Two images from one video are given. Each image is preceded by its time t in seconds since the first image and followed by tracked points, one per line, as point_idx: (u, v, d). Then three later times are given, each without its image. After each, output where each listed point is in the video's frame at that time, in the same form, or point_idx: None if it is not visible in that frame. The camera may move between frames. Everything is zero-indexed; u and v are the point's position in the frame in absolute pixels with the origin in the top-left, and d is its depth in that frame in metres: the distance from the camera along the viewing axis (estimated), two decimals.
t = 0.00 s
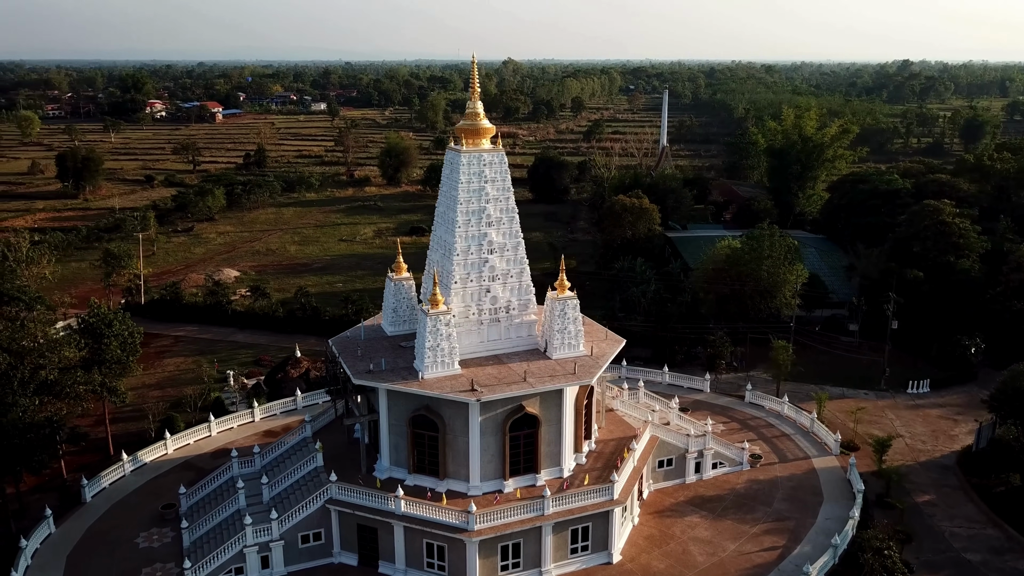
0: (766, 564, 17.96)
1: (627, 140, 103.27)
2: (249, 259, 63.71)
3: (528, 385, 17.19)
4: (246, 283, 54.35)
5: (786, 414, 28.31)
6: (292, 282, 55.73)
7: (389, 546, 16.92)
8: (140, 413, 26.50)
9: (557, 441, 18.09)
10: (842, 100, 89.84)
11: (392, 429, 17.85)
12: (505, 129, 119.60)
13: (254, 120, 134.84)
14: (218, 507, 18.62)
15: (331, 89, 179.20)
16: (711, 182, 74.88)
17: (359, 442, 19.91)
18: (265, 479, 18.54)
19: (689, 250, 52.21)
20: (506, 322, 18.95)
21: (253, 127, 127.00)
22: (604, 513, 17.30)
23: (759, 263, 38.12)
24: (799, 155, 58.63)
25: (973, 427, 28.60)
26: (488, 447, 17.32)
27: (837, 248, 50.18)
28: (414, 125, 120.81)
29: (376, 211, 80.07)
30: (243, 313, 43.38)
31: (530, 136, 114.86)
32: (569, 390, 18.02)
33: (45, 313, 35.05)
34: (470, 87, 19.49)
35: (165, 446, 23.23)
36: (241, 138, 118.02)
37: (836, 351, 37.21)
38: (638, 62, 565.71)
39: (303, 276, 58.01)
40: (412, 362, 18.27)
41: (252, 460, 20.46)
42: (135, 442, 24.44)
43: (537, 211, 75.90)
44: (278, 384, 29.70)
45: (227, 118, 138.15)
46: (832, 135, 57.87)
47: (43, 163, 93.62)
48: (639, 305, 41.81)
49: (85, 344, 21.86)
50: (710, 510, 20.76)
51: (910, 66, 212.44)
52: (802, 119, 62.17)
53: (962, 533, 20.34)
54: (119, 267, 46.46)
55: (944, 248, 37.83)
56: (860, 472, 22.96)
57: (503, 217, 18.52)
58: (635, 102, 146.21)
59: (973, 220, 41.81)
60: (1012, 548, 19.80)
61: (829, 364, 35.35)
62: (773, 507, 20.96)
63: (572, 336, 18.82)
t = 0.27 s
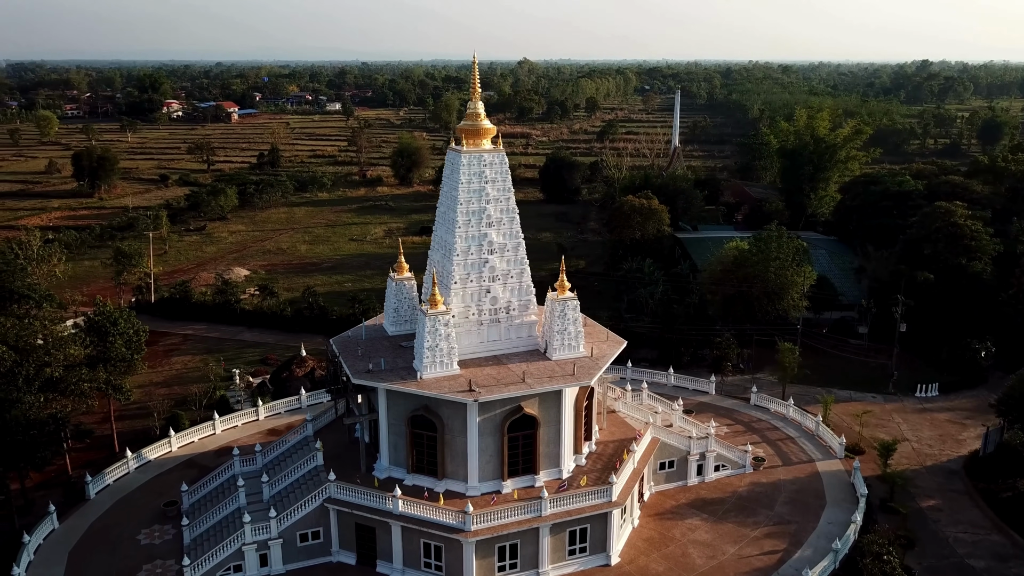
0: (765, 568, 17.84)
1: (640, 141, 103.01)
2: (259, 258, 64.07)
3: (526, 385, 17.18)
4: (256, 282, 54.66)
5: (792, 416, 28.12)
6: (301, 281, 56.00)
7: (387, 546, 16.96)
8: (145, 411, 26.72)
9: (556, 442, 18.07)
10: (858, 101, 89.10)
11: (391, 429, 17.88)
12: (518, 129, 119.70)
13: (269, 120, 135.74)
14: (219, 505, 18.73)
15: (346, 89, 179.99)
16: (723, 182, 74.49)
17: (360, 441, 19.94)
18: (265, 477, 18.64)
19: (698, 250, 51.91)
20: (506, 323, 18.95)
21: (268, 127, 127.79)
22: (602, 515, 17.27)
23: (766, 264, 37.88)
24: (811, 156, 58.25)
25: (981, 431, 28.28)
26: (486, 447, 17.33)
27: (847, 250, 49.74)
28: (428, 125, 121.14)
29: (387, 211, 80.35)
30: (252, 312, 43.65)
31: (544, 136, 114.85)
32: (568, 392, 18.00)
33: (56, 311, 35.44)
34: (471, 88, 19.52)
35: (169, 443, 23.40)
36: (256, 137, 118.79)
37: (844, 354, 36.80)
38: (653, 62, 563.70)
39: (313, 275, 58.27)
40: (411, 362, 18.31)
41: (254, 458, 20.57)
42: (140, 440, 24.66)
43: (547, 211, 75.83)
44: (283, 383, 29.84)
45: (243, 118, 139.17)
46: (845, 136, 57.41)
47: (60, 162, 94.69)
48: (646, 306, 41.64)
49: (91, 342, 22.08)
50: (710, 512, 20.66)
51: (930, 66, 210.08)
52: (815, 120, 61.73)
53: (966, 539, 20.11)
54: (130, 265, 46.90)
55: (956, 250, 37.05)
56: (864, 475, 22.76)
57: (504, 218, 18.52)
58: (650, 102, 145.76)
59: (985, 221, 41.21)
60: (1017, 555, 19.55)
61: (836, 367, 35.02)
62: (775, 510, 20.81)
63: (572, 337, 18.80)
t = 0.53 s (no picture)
0: (764, 572, 17.74)
1: (652, 141, 102.71)
2: (269, 257, 64.43)
3: (524, 386, 17.16)
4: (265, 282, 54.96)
5: (796, 419, 27.92)
6: (310, 281, 56.26)
7: (384, 545, 16.99)
8: (151, 409, 26.94)
9: (554, 442, 18.05)
10: (873, 101, 88.34)
11: (390, 429, 17.92)
12: (530, 129, 119.73)
13: (283, 120, 136.54)
14: (219, 503, 18.83)
15: (360, 89, 180.72)
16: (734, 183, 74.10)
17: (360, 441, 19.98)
18: (265, 476, 18.72)
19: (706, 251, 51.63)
20: (505, 323, 18.94)
21: (282, 127, 128.52)
22: (600, 516, 17.23)
23: (773, 266, 37.65)
24: (822, 156, 57.85)
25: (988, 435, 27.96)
26: (484, 448, 17.33)
27: (857, 252, 49.33)
28: (441, 125, 121.40)
29: (397, 211, 80.60)
30: (260, 311, 43.89)
31: (556, 137, 114.80)
32: (567, 392, 17.96)
33: (66, 309, 35.83)
34: (472, 89, 19.56)
35: (173, 441, 23.54)
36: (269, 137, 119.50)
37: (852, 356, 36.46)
38: (666, 62, 561.58)
39: (321, 275, 58.54)
40: (410, 362, 18.35)
41: (255, 456, 20.66)
42: (145, 437, 24.86)
43: (557, 211, 75.77)
44: (288, 381, 29.94)
45: (257, 118, 140.05)
46: (857, 137, 56.97)
47: (75, 161, 95.74)
48: (653, 307, 41.51)
49: (95, 340, 22.29)
50: (711, 515, 20.57)
51: (948, 65, 207.80)
52: (826, 120, 61.31)
53: (969, 545, 19.89)
54: (139, 264, 47.32)
55: (967, 253, 36.53)
56: (867, 479, 22.57)
57: (503, 218, 18.53)
58: (664, 103, 145.30)
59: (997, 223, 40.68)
60: (1021, 561, 19.32)
61: (843, 369, 34.73)
62: (776, 513, 20.69)
63: (571, 338, 18.78)
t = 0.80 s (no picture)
0: None
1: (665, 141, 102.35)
2: (279, 256, 64.75)
3: (522, 387, 17.15)
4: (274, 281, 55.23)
5: (801, 422, 27.71)
6: (319, 280, 56.49)
7: (381, 544, 17.03)
8: (156, 407, 27.14)
9: (553, 443, 18.02)
10: (888, 101, 87.58)
11: (389, 428, 17.96)
12: (543, 129, 119.67)
13: (298, 120, 137.26)
14: (219, 501, 18.93)
15: (375, 89, 181.35)
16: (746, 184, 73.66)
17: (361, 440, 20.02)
18: (265, 474, 18.80)
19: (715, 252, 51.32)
20: (505, 324, 18.94)
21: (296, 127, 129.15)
22: (598, 518, 17.21)
23: (780, 267, 37.40)
24: (834, 157, 57.42)
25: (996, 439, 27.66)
26: (482, 448, 17.32)
27: (868, 253, 48.89)
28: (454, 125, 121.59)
29: (408, 211, 80.78)
30: (268, 309, 44.12)
31: (569, 137, 114.65)
32: (566, 393, 17.95)
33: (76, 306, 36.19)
34: (473, 89, 19.58)
35: (177, 439, 23.68)
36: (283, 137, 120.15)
37: (858, 357, 36.06)
38: (681, 62, 559.13)
39: (330, 274, 58.77)
40: (409, 362, 18.38)
41: (256, 454, 20.75)
42: (150, 435, 25.05)
43: (567, 212, 75.67)
44: (293, 380, 30.04)
45: (272, 118, 140.75)
46: (870, 138, 56.53)
47: (91, 160, 96.69)
48: (660, 308, 41.36)
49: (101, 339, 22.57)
50: (711, 517, 20.46)
51: (967, 66, 205.39)
52: (839, 121, 60.84)
53: (973, 550, 19.69)
54: (150, 263, 47.74)
55: (978, 256, 36.05)
56: (871, 483, 22.36)
57: (503, 218, 18.52)
58: (678, 103, 144.72)
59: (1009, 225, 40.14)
60: None
61: (850, 371, 34.44)
62: (777, 517, 20.56)
63: (571, 338, 18.76)
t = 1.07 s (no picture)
0: None
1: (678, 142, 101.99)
2: (288, 256, 65.04)
3: (519, 388, 17.15)
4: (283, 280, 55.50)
5: (806, 424, 27.52)
6: (327, 279, 56.72)
7: (378, 544, 17.07)
8: (161, 405, 27.35)
9: (550, 444, 18.00)
10: (904, 102, 86.79)
11: (387, 428, 18.00)
12: (555, 130, 119.60)
13: (311, 120, 137.93)
14: (219, 499, 19.05)
15: (389, 89, 181.91)
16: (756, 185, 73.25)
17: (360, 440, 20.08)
18: (264, 473, 18.89)
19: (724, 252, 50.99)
20: (503, 324, 18.94)
21: (309, 126, 129.76)
22: (595, 519, 17.19)
23: (786, 268, 37.17)
24: (845, 158, 57.00)
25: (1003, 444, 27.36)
26: (479, 448, 17.33)
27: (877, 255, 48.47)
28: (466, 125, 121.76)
29: (418, 211, 80.95)
30: (275, 308, 44.35)
31: (582, 137, 114.49)
32: (564, 395, 17.92)
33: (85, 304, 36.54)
34: (473, 89, 19.60)
35: (181, 436, 23.82)
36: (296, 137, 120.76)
37: (864, 360, 35.72)
38: (695, 62, 556.62)
39: (338, 273, 58.97)
40: (407, 362, 18.42)
41: (257, 453, 20.85)
42: (154, 432, 25.25)
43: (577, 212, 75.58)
44: (297, 379, 30.08)
45: (286, 117, 141.44)
46: (882, 138, 56.09)
47: (106, 160, 97.60)
48: (666, 309, 41.23)
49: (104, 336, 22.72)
50: (711, 520, 20.38)
51: (986, 66, 203.06)
52: (851, 122, 60.39)
53: (976, 556, 19.52)
54: (159, 261, 48.13)
55: (988, 258, 35.58)
56: (873, 487, 22.19)
57: (502, 219, 18.53)
58: (692, 103, 144.14)
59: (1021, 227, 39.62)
60: None
61: (857, 374, 34.17)
62: (778, 520, 20.45)
63: (570, 339, 18.75)
